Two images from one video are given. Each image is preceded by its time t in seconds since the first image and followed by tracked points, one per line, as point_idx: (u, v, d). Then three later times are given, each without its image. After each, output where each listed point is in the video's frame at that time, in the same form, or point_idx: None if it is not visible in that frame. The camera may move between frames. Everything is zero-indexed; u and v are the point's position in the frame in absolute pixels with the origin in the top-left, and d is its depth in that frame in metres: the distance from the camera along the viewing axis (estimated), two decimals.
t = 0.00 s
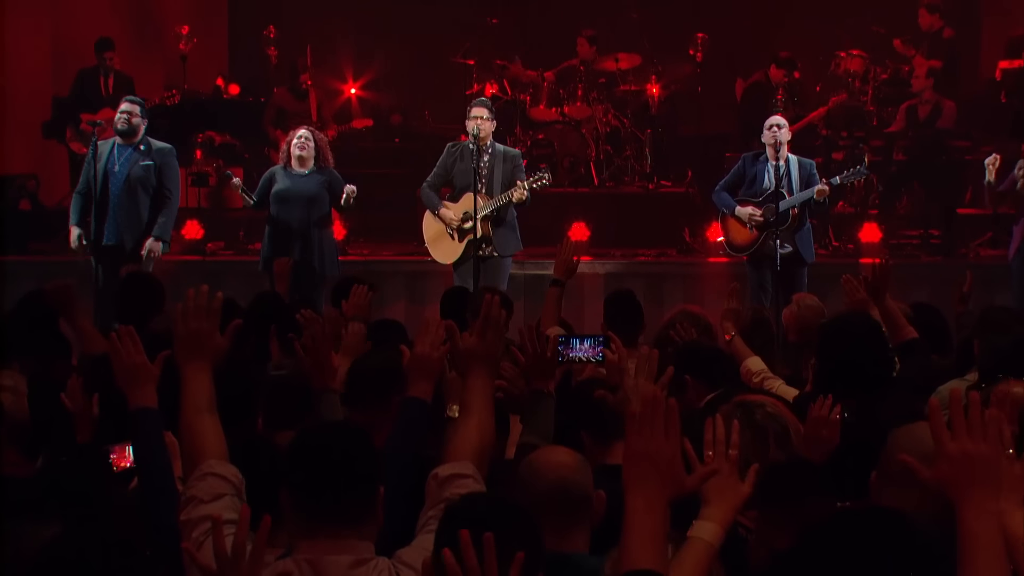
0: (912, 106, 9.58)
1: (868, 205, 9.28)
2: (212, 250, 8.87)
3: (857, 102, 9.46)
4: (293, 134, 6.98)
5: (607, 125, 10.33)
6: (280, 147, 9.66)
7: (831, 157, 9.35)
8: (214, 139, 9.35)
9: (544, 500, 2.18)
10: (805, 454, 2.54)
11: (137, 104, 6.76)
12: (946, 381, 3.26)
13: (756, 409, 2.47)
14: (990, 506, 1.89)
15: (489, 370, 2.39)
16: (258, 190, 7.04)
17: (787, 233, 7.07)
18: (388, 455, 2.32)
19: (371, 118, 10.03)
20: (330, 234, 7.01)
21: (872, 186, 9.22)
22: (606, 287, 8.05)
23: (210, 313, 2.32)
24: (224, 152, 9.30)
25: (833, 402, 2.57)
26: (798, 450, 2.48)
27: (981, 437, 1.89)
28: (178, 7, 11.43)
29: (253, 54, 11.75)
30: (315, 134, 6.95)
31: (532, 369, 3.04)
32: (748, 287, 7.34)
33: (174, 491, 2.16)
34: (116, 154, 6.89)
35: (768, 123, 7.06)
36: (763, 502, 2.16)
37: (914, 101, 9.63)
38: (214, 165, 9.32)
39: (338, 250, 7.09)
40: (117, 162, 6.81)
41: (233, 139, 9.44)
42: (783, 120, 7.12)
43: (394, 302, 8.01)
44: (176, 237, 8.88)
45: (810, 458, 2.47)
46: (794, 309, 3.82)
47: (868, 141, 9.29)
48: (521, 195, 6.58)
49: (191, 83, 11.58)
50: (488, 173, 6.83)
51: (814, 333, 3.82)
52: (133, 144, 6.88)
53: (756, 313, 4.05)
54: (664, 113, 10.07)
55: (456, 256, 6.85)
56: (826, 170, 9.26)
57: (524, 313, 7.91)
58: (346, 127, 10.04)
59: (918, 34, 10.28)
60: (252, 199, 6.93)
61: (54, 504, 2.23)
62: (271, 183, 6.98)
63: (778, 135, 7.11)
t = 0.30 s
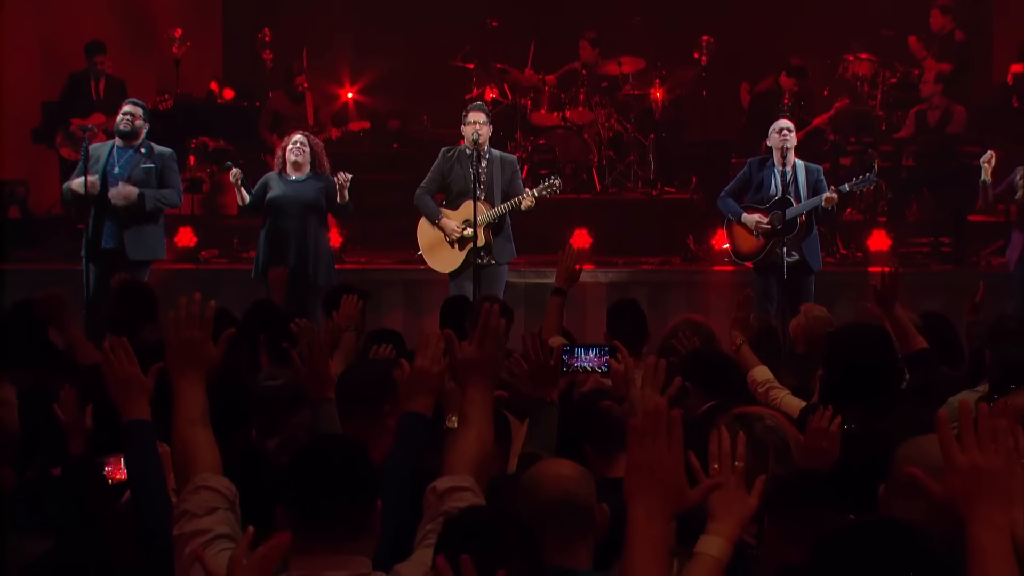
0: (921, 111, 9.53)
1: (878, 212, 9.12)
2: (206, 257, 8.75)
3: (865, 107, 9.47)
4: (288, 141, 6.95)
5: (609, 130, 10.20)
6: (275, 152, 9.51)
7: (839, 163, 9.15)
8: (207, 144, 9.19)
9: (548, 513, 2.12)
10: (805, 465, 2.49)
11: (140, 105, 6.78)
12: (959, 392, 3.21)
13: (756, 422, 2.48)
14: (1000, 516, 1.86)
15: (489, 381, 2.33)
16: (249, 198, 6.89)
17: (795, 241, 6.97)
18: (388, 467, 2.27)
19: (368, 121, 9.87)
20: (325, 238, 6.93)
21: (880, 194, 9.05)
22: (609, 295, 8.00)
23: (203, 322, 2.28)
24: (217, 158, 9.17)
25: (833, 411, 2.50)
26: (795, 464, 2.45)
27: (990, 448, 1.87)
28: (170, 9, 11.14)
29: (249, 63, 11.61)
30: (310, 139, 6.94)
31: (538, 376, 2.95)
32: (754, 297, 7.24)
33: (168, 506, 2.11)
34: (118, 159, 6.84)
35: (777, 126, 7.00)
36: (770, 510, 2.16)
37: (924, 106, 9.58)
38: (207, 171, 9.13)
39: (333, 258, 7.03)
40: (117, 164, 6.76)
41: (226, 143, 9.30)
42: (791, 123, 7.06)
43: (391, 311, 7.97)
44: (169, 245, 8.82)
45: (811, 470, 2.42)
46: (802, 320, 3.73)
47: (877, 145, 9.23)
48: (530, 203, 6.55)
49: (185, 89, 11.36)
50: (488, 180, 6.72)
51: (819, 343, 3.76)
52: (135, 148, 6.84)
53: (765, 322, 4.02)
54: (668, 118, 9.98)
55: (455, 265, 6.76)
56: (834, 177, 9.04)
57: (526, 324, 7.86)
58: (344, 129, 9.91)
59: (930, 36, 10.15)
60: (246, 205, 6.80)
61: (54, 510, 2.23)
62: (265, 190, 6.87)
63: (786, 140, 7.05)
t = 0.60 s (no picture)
0: (930, 113, 9.46)
1: (886, 216, 9.00)
2: (198, 264, 8.68)
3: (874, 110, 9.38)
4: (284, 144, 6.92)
5: (611, 132, 10.21)
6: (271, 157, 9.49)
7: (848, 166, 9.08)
8: (201, 147, 9.29)
9: (551, 526, 2.07)
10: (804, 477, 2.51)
11: (134, 108, 6.59)
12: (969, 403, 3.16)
13: (752, 433, 2.43)
14: (1012, 530, 1.81)
15: (487, 390, 2.31)
16: (246, 201, 6.88)
17: (801, 244, 6.94)
18: (388, 479, 2.22)
19: (367, 124, 9.87)
20: (321, 242, 6.86)
21: (890, 197, 9.05)
22: (611, 301, 7.96)
23: (197, 330, 2.25)
24: (211, 162, 9.28)
25: (834, 423, 2.54)
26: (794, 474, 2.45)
27: (1001, 457, 1.83)
28: (163, 9, 11.00)
29: (243, 63, 11.49)
30: (306, 142, 6.90)
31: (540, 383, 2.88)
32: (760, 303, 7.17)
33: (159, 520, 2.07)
34: (111, 162, 6.71)
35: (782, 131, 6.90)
36: (777, 522, 2.12)
37: (934, 108, 9.52)
38: (200, 175, 9.18)
39: (329, 263, 6.95)
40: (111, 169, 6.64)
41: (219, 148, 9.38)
42: (796, 127, 6.95)
43: (391, 318, 7.91)
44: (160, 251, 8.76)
45: (810, 479, 2.43)
46: (803, 325, 3.72)
47: (884, 149, 9.18)
48: (537, 207, 6.53)
49: (178, 89, 11.19)
50: (488, 184, 6.67)
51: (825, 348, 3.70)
52: (129, 151, 6.72)
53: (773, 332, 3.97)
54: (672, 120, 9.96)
55: (457, 271, 6.66)
56: (841, 179, 9.02)
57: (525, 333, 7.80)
58: (341, 134, 9.91)
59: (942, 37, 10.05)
60: (241, 207, 6.81)
61: (51, 514, 2.28)
62: (261, 194, 6.83)
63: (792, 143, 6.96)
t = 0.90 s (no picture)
0: (941, 114, 9.36)
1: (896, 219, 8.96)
2: (191, 268, 8.62)
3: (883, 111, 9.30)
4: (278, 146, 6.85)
5: (614, 133, 10.20)
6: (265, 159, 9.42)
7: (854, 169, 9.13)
8: (194, 150, 9.11)
9: (552, 536, 2.01)
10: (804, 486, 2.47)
11: (121, 109, 6.51)
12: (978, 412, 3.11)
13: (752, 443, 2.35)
14: None
15: (481, 398, 2.27)
16: (241, 204, 6.85)
17: (807, 250, 6.87)
18: (385, 488, 2.17)
19: (362, 127, 9.67)
20: (316, 247, 6.81)
21: (899, 200, 9.00)
22: (614, 306, 7.90)
23: (190, 336, 2.20)
24: (203, 165, 9.16)
25: (836, 432, 2.51)
26: (797, 484, 2.40)
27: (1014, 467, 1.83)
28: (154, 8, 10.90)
29: (236, 63, 11.44)
30: (302, 144, 6.83)
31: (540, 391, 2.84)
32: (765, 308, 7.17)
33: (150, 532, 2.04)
34: (100, 164, 6.65)
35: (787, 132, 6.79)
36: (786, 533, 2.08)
37: (945, 109, 9.42)
38: (193, 178, 9.05)
39: (326, 267, 6.89)
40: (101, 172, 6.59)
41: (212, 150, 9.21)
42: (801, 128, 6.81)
43: (388, 325, 7.86)
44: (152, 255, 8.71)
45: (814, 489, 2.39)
46: (808, 331, 3.73)
47: (894, 151, 9.09)
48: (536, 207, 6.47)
49: (169, 90, 11.10)
50: (487, 186, 6.61)
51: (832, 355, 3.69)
52: (117, 153, 6.67)
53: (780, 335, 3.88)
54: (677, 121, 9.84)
55: (457, 276, 6.64)
56: (849, 182, 9.01)
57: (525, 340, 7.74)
58: (333, 135, 9.87)
59: (952, 36, 9.97)
60: (235, 211, 6.76)
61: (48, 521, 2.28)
62: (255, 197, 6.80)
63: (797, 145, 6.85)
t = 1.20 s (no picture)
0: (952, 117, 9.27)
1: (905, 223, 8.90)
2: (183, 272, 8.60)
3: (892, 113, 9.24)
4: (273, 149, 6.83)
5: (614, 135, 10.11)
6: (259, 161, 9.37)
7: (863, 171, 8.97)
8: (187, 152, 9.11)
9: (551, 546, 1.96)
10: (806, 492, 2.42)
11: (101, 109, 6.55)
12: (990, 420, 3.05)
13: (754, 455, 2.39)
14: None
15: (482, 404, 2.22)
16: (234, 209, 6.79)
17: (814, 255, 6.82)
18: (382, 496, 2.13)
19: (356, 127, 9.82)
20: (311, 254, 6.77)
21: (909, 204, 8.93)
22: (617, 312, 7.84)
23: (180, 342, 2.17)
24: (197, 166, 9.15)
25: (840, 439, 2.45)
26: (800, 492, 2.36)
27: None
28: (147, 8, 10.81)
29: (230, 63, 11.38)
30: (297, 146, 6.81)
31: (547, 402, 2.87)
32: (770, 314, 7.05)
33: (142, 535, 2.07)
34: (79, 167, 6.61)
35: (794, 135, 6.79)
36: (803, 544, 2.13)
37: (956, 111, 9.35)
38: (185, 180, 9.01)
39: (321, 273, 6.86)
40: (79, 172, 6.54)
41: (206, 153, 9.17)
42: (808, 131, 6.82)
43: (387, 330, 7.81)
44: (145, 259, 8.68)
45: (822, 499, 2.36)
46: (817, 338, 3.74)
47: (904, 153, 9.03)
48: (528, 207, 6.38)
49: (162, 91, 11.03)
50: (486, 188, 6.57)
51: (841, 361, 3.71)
52: (96, 157, 6.64)
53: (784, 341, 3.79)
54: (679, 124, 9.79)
55: (454, 281, 6.58)
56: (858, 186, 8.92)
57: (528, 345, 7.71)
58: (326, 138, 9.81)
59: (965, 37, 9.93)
60: (230, 218, 6.68)
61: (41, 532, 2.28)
62: (249, 202, 6.75)
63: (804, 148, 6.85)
